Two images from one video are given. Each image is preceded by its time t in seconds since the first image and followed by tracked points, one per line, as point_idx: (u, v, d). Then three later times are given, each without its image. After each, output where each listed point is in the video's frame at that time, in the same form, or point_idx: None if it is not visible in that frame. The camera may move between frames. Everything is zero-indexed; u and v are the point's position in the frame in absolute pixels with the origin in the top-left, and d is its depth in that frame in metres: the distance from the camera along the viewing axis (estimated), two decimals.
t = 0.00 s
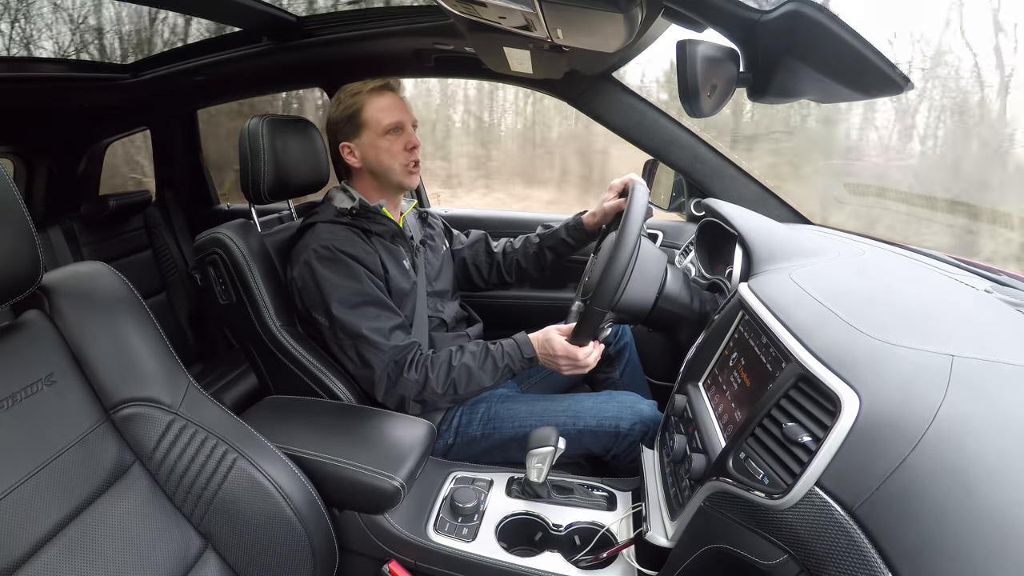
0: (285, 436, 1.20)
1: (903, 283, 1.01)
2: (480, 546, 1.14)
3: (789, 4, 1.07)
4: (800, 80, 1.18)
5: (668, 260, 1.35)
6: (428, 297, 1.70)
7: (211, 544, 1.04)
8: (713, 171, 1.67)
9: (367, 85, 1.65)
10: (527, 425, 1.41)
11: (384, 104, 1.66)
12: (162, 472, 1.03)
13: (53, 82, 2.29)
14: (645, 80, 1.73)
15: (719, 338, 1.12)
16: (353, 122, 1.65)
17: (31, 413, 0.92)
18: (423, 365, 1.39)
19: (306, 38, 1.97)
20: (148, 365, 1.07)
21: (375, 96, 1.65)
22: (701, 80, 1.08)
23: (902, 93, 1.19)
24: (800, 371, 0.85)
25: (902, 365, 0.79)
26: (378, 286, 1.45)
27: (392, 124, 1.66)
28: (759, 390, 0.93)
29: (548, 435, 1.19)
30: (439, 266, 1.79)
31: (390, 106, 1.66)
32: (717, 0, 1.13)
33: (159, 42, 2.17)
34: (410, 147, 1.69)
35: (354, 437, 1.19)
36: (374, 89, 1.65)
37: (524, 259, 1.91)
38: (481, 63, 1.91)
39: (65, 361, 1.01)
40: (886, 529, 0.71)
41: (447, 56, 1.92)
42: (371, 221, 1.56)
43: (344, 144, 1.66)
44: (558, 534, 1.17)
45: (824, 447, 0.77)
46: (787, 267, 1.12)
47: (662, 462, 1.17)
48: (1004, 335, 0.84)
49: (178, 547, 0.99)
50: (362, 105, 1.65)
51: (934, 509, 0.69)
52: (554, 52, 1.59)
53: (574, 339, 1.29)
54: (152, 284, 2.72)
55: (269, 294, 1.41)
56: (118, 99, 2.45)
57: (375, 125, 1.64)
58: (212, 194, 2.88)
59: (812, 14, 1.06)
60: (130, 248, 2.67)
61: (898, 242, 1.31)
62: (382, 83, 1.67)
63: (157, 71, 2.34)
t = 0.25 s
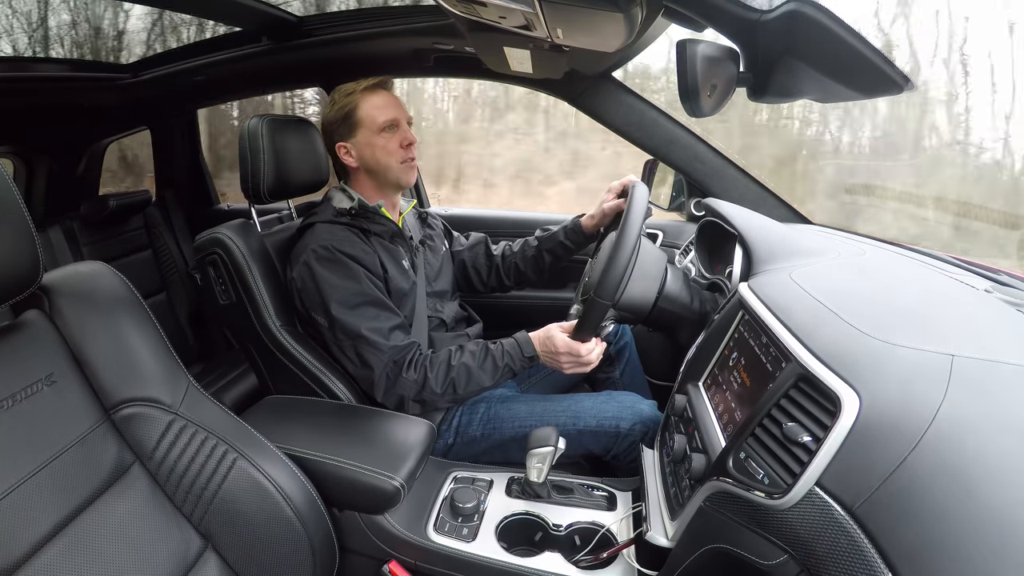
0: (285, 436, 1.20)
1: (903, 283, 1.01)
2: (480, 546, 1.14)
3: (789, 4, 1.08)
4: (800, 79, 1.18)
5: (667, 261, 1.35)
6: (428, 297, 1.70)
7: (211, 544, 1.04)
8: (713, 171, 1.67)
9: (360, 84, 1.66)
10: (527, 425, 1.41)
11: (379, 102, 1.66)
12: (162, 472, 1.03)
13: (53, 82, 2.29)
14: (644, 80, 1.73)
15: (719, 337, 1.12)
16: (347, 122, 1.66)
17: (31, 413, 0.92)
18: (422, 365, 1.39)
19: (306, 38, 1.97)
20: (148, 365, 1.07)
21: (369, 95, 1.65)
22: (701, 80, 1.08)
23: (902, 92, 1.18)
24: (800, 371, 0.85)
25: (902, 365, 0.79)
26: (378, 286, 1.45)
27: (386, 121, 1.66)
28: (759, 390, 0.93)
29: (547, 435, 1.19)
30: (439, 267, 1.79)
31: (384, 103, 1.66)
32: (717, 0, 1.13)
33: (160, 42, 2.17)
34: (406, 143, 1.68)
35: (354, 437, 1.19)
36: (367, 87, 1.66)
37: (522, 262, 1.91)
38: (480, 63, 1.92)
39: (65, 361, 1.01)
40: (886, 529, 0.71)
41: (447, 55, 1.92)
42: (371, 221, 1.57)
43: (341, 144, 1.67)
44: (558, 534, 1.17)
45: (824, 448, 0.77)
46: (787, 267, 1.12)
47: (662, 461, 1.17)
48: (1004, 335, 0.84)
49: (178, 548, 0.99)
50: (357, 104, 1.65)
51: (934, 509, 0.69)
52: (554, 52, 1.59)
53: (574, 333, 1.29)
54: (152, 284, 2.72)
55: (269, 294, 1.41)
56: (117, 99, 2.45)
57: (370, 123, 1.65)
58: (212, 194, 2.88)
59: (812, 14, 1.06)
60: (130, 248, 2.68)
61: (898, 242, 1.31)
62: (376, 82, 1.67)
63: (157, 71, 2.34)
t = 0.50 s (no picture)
0: (285, 436, 1.20)
1: (903, 283, 1.01)
2: (480, 546, 1.14)
3: (789, 4, 1.07)
4: (800, 80, 1.17)
5: (667, 261, 1.36)
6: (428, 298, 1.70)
7: (211, 544, 1.04)
8: (713, 171, 1.67)
9: (372, 85, 1.65)
10: (527, 425, 1.41)
11: (389, 105, 1.66)
12: (162, 472, 1.03)
13: (54, 83, 2.29)
14: (644, 80, 1.73)
15: (719, 338, 1.12)
16: (356, 121, 1.64)
17: (31, 413, 0.92)
18: (421, 363, 1.39)
19: (306, 38, 1.97)
20: (148, 365, 1.07)
21: (380, 97, 1.65)
22: (701, 80, 1.08)
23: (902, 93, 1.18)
24: (800, 371, 0.85)
25: (902, 365, 0.79)
26: (378, 286, 1.45)
27: (395, 126, 1.66)
28: (759, 390, 0.93)
29: (548, 436, 1.19)
30: (439, 267, 1.79)
31: (394, 108, 1.66)
32: None
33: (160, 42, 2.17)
34: (412, 150, 1.69)
35: (354, 436, 1.19)
36: (378, 90, 1.65)
37: (520, 267, 1.90)
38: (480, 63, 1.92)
39: (65, 361, 1.01)
40: (886, 529, 0.72)
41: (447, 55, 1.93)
42: (371, 221, 1.57)
43: (345, 142, 1.65)
44: (558, 534, 1.17)
45: (824, 448, 0.77)
46: (787, 267, 1.12)
47: (662, 461, 1.17)
48: (1004, 335, 0.84)
49: (178, 547, 0.99)
50: (367, 105, 1.64)
51: (934, 509, 0.69)
52: (554, 52, 1.59)
53: (578, 325, 1.27)
54: (152, 284, 2.72)
55: (269, 294, 1.41)
56: (118, 99, 2.45)
57: (378, 125, 1.64)
58: (212, 194, 2.88)
59: (813, 14, 1.06)
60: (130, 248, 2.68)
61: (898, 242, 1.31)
62: (387, 86, 1.67)
63: (157, 71, 2.34)
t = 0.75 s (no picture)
0: (286, 436, 1.20)
1: (903, 282, 1.01)
2: (480, 546, 1.14)
3: (789, 3, 1.06)
4: (800, 79, 1.18)
5: (667, 262, 1.39)
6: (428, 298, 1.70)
7: (211, 544, 1.04)
8: (713, 170, 1.67)
9: (394, 90, 1.63)
10: (527, 426, 1.41)
11: (405, 112, 1.64)
12: (162, 472, 1.03)
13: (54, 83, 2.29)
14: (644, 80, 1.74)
15: (719, 337, 1.12)
16: (370, 121, 1.62)
17: (31, 413, 0.92)
18: (422, 359, 1.38)
19: (306, 38, 1.97)
20: (148, 365, 1.07)
21: (400, 103, 1.63)
22: (701, 80, 1.08)
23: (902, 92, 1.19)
24: (801, 371, 0.86)
25: (902, 365, 0.79)
26: (378, 286, 1.45)
27: (408, 133, 1.64)
28: (759, 390, 0.93)
29: (548, 436, 1.19)
30: (439, 268, 1.78)
31: (410, 116, 1.65)
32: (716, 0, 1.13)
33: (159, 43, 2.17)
34: (421, 159, 1.68)
35: (354, 437, 1.19)
36: (399, 95, 1.63)
37: (517, 271, 1.88)
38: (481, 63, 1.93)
39: (66, 361, 1.01)
40: (886, 528, 0.72)
41: (447, 55, 1.93)
42: (372, 221, 1.57)
43: (356, 140, 1.64)
44: (558, 533, 1.17)
45: (824, 448, 0.77)
46: (787, 267, 1.12)
47: (662, 461, 1.18)
48: (1004, 335, 0.84)
49: (178, 547, 0.99)
50: (383, 108, 1.62)
51: (935, 509, 0.69)
52: (554, 52, 1.60)
53: (585, 311, 1.24)
54: (152, 284, 2.72)
55: (269, 295, 1.41)
56: (118, 99, 2.45)
57: (391, 131, 1.62)
58: (212, 194, 2.88)
59: (812, 14, 1.05)
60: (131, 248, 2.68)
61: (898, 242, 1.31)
62: (406, 91, 1.65)
63: (157, 71, 2.34)
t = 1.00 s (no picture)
0: (285, 436, 1.20)
1: (903, 282, 1.01)
2: (480, 546, 1.14)
3: (788, 4, 1.05)
4: (800, 80, 1.18)
5: (666, 262, 1.39)
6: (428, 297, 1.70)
7: (211, 544, 1.04)
8: (712, 170, 1.67)
9: (390, 90, 1.63)
10: (528, 426, 1.41)
11: (403, 112, 1.64)
12: (162, 472, 1.03)
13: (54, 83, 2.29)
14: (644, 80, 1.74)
15: (719, 337, 1.12)
16: (367, 122, 1.62)
17: (31, 413, 0.92)
18: (423, 358, 1.38)
19: (306, 38, 1.97)
20: (148, 365, 1.07)
21: (397, 103, 1.63)
22: (701, 80, 1.08)
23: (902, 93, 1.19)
24: (800, 371, 0.86)
25: (902, 365, 0.79)
26: (378, 286, 1.45)
27: (406, 133, 1.64)
28: (759, 390, 0.93)
29: (547, 436, 1.19)
30: (439, 269, 1.79)
31: (408, 116, 1.65)
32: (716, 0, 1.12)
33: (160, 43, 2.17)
34: (419, 159, 1.68)
35: (354, 437, 1.19)
36: (396, 95, 1.63)
37: (515, 276, 1.87)
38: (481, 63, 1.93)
39: (66, 361, 1.01)
40: (887, 528, 0.72)
41: (447, 55, 1.93)
42: (371, 222, 1.57)
43: (354, 141, 1.63)
44: (558, 533, 1.17)
45: (824, 448, 0.77)
46: (787, 267, 1.12)
47: (662, 461, 1.18)
48: (1004, 334, 0.84)
49: (178, 548, 0.99)
50: (381, 109, 1.62)
51: (935, 509, 0.69)
52: (553, 52, 1.60)
53: (588, 305, 1.24)
54: (152, 284, 2.72)
55: (269, 295, 1.41)
56: (118, 99, 2.45)
57: (390, 131, 1.62)
58: (212, 194, 2.88)
59: (812, 14, 1.05)
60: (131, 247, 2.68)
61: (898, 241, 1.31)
62: (403, 92, 1.65)
63: (157, 71, 2.34)
